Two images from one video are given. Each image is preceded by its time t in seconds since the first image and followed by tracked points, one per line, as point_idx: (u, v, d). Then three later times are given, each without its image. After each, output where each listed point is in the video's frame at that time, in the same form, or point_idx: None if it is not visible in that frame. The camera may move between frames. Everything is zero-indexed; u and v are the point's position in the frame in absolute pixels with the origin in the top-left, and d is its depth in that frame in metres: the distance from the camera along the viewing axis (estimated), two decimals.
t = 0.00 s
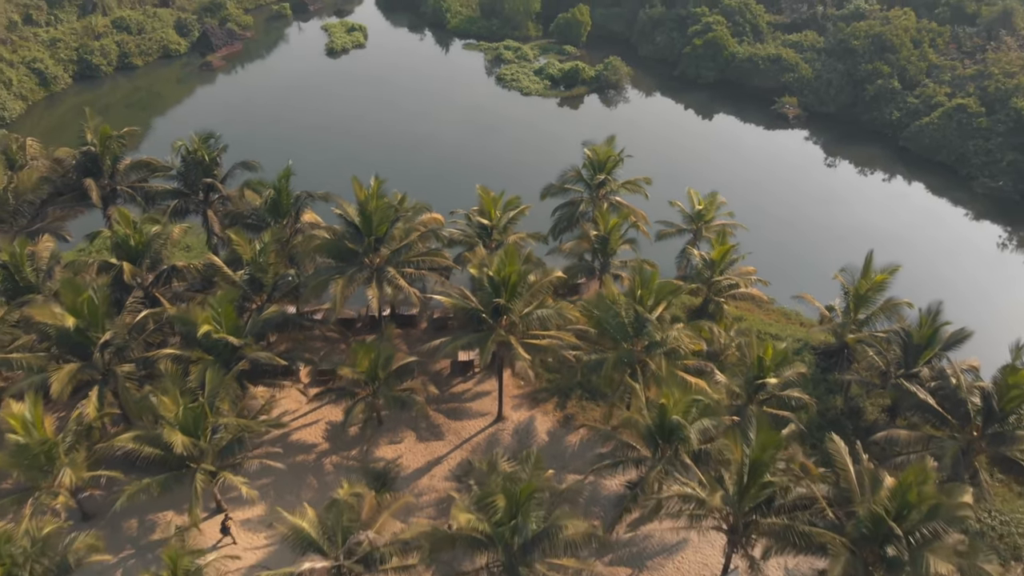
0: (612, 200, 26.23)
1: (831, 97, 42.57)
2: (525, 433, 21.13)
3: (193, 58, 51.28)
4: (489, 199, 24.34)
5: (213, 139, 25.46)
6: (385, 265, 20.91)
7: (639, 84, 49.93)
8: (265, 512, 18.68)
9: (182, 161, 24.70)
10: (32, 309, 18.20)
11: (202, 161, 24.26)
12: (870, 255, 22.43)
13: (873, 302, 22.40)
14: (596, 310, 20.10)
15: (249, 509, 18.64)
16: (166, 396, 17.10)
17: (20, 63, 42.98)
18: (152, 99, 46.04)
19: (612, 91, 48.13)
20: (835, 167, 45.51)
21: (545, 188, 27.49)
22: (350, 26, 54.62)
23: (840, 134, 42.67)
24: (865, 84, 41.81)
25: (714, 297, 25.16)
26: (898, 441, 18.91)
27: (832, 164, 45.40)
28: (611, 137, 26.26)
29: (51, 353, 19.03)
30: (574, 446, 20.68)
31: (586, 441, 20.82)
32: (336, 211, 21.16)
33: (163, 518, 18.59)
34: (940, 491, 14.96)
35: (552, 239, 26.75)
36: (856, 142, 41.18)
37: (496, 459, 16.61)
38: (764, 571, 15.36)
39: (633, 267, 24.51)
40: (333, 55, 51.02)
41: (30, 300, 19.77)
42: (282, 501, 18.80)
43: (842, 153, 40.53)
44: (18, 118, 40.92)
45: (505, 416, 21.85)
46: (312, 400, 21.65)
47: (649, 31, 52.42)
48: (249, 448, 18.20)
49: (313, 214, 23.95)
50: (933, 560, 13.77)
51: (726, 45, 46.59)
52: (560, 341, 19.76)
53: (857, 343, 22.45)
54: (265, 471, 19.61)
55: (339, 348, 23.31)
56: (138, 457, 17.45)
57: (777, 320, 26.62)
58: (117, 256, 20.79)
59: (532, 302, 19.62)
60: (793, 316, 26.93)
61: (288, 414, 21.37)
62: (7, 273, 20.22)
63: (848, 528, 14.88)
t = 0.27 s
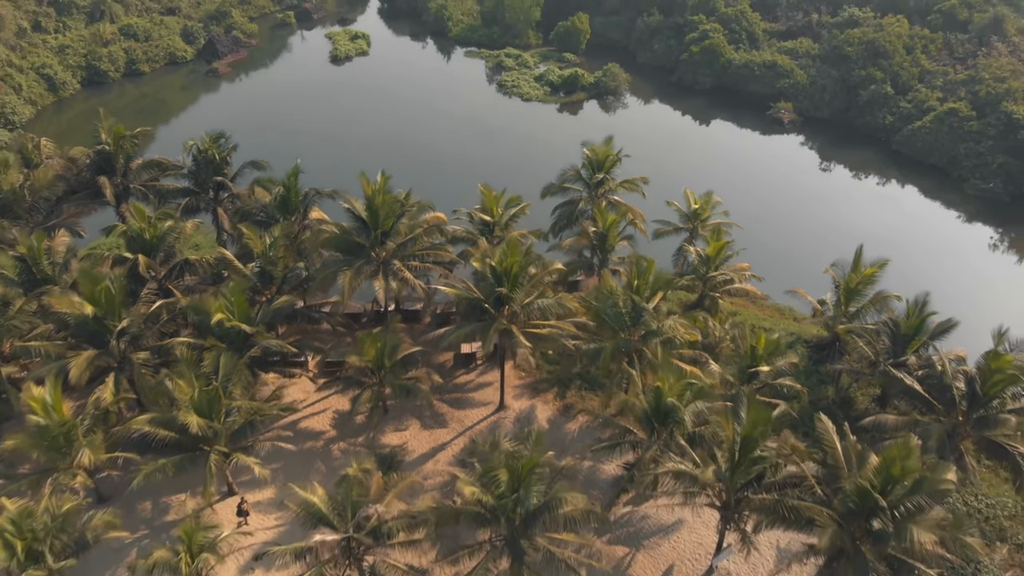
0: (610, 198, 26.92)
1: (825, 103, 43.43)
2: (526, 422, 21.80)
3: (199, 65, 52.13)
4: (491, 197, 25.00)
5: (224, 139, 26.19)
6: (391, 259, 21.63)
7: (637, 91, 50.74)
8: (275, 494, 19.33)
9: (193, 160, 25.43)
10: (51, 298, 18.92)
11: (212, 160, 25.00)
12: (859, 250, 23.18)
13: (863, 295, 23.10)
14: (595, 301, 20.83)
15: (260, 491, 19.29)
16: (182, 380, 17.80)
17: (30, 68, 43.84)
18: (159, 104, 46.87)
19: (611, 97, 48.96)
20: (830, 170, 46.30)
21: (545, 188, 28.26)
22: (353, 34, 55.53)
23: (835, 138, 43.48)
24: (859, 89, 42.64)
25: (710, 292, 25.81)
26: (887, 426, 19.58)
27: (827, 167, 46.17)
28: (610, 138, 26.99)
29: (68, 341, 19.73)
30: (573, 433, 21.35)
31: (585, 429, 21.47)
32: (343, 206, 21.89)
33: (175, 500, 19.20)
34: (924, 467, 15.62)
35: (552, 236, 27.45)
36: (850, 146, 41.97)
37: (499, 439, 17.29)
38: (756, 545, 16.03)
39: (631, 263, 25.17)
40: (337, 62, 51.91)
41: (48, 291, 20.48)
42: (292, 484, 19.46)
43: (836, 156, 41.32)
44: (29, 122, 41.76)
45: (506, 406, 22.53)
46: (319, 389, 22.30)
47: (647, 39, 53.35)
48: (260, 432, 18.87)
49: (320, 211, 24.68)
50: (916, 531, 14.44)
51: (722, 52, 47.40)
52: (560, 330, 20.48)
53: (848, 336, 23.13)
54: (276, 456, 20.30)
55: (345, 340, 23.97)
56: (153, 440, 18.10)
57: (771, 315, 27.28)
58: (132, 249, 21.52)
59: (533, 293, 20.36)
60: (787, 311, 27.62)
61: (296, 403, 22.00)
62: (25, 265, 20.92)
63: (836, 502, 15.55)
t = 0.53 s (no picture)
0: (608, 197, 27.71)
1: (820, 107, 44.34)
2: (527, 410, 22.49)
3: (205, 72, 52.99)
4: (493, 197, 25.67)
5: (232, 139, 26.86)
6: (397, 253, 22.41)
7: (636, 98, 51.59)
8: (285, 478, 19.99)
9: (203, 160, 26.13)
10: (70, 290, 19.64)
11: (222, 159, 25.65)
12: (849, 245, 23.95)
13: (853, 289, 23.83)
14: (594, 294, 21.59)
15: (270, 475, 19.95)
16: (196, 367, 18.49)
17: (39, 74, 44.70)
18: (165, 109, 47.67)
19: (610, 103, 49.81)
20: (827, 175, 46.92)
21: (546, 188, 29.08)
22: (356, 42, 56.47)
23: (829, 141, 44.32)
24: (853, 94, 43.50)
25: (706, 291, 26.40)
26: (876, 411, 20.27)
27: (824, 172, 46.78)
28: (607, 139, 27.81)
29: (85, 331, 20.46)
30: (573, 420, 22.04)
31: (584, 416, 22.14)
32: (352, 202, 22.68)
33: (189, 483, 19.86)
34: (909, 446, 16.30)
35: (552, 234, 28.17)
36: (844, 150, 42.82)
37: (502, 421, 17.96)
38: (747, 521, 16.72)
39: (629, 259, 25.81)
40: (341, 69, 52.80)
41: (66, 283, 21.22)
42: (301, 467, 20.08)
43: (831, 160, 42.12)
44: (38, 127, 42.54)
45: (508, 395, 23.21)
46: (326, 381, 23.02)
47: (645, 47, 54.27)
48: (271, 417, 19.54)
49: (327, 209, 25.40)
50: (900, 504, 15.13)
51: (719, 58, 48.19)
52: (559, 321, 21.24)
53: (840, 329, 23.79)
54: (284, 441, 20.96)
55: (352, 334, 24.64)
56: (167, 424, 18.76)
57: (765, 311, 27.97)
58: (146, 243, 22.28)
59: (533, 286, 21.14)
60: (780, 307, 28.27)
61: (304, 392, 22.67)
62: (42, 258, 21.65)
63: (824, 480, 16.25)
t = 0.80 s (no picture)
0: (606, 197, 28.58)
1: (813, 113, 45.35)
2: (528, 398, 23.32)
3: (212, 79, 54.12)
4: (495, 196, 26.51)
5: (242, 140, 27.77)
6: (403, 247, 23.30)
7: (634, 105, 52.62)
8: (295, 461, 20.81)
9: (216, 160, 27.05)
10: (91, 280, 20.49)
11: (234, 160, 26.61)
12: (839, 241, 24.83)
13: (842, 283, 24.68)
14: (593, 285, 22.48)
15: (282, 458, 20.77)
16: (213, 351, 19.33)
17: (50, 81, 45.67)
18: (173, 115, 48.71)
19: (608, 110, 50.71)
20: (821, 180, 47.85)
21: (545, 188, 29.95)
22: (360, 51, 57.58)
23: (823, 146, 45.29)
24: (845, 100, 44.50)
25: (701, 288, 27.01)
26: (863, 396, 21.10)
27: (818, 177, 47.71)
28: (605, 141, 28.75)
29: (104, 320, 21.30)
30: (573, 407, 22.86)
31: (583, 404, 22.97)
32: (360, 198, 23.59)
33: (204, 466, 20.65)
34: (893, 424, 17.12)
35: (552, 233, 29.04)
36: (837, 155, 43.79)
37: (504, 403, 18.79)
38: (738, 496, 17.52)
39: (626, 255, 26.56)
40: (345, 77, 53.87)
41: (85, 274, 22.10)
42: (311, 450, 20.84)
43: (825, 165, 43.08)
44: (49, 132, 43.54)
45: (510, 385, 24.05)
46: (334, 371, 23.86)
47: (643, 55, 55.36)
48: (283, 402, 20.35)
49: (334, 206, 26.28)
50: (882, 477, 15.97)
51: (715, 66, 49.19)
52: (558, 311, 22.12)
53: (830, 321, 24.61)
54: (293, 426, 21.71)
55: (358, 327, 25.48)
56: (183, 408, 19.57)
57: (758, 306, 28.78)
58: (162, 238, 23.13)
59: (534, 277, 22.03)
60: (774, 302, 29.09)
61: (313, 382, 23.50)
62: (62, 252, 22.53)
63: (811, 456, 17.07)
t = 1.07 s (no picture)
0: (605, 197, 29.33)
1: (808, 119, 46.21)
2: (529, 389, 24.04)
3: (218, 86, 55.11)
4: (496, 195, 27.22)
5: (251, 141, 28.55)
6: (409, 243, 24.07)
7: (632, 112, 53.48)
8: (304, 447, 21.51)
9: (225, 160, 27.83)
10: (107, 273, 21.20)
11: (243, 160, 27.42)
12: (830, 237, 25.61)
13: (834, 278, 25.42)
14: (592, 279, 23.25)
15: (291, 444, 21.47)
16: (226, 340, 20.08)
17: (59, 87, 46.54)
18: (180, 121, 49.61)
19: (607, 116, 51.57)
20: (816, 183, 48.66)
21: (546, 189, 30.75)
22: (363, 59, 58.52)
23: (818, 151, 46.13)
24: (839, 106, 45.37)
25: (697, 284, 27.54)
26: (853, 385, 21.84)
27: (813, 181, 48.54)
28: (603, 143, 29.56)
29: (119, 312, 21.99)
30: (571, 398, 23.54)
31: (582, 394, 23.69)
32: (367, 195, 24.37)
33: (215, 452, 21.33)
34: (878, 407, 17.87)
35: (552, 231, 29.79)
36: (832, 159, 44.64)
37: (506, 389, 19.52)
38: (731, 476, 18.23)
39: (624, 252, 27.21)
40: (348, 84, 54.77)
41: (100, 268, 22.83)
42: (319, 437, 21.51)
43: (820, 169, 43.90)
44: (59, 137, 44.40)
45: (511, 377, 24.77)
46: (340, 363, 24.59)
47: (641, 63, 56.26)
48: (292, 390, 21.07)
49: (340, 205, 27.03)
50: (868, 456, 16.71)
51: (712, 73, 50.05)
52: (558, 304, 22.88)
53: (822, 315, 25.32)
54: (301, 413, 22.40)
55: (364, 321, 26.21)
56: (196, 395, 20.26)
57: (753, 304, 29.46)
58: (175, 234, 23.88)
59: (535, 271, 22.81)
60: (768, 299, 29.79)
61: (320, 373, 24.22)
62: (78, 247, 23.25)
63: (801, 437, 17.80)
